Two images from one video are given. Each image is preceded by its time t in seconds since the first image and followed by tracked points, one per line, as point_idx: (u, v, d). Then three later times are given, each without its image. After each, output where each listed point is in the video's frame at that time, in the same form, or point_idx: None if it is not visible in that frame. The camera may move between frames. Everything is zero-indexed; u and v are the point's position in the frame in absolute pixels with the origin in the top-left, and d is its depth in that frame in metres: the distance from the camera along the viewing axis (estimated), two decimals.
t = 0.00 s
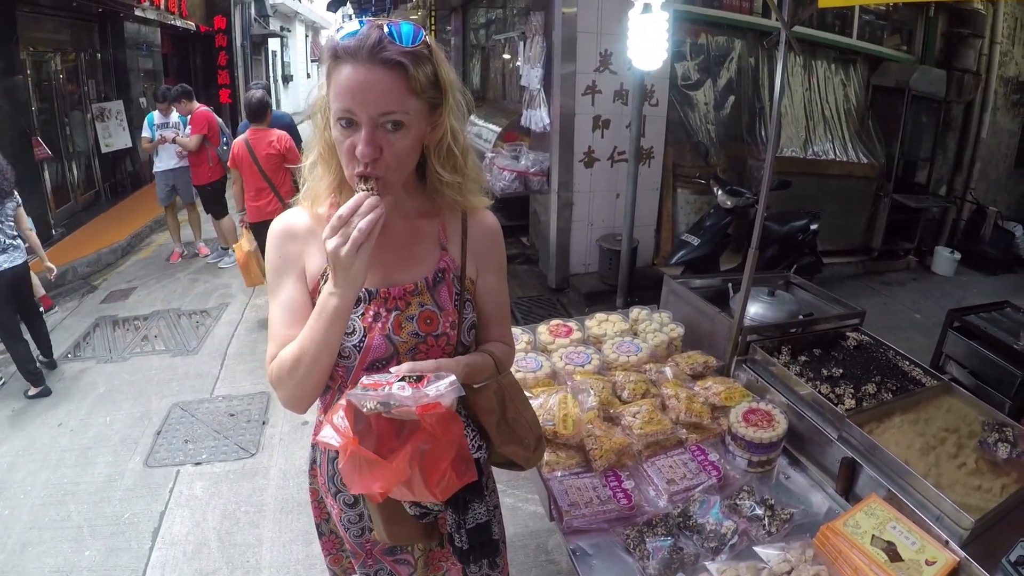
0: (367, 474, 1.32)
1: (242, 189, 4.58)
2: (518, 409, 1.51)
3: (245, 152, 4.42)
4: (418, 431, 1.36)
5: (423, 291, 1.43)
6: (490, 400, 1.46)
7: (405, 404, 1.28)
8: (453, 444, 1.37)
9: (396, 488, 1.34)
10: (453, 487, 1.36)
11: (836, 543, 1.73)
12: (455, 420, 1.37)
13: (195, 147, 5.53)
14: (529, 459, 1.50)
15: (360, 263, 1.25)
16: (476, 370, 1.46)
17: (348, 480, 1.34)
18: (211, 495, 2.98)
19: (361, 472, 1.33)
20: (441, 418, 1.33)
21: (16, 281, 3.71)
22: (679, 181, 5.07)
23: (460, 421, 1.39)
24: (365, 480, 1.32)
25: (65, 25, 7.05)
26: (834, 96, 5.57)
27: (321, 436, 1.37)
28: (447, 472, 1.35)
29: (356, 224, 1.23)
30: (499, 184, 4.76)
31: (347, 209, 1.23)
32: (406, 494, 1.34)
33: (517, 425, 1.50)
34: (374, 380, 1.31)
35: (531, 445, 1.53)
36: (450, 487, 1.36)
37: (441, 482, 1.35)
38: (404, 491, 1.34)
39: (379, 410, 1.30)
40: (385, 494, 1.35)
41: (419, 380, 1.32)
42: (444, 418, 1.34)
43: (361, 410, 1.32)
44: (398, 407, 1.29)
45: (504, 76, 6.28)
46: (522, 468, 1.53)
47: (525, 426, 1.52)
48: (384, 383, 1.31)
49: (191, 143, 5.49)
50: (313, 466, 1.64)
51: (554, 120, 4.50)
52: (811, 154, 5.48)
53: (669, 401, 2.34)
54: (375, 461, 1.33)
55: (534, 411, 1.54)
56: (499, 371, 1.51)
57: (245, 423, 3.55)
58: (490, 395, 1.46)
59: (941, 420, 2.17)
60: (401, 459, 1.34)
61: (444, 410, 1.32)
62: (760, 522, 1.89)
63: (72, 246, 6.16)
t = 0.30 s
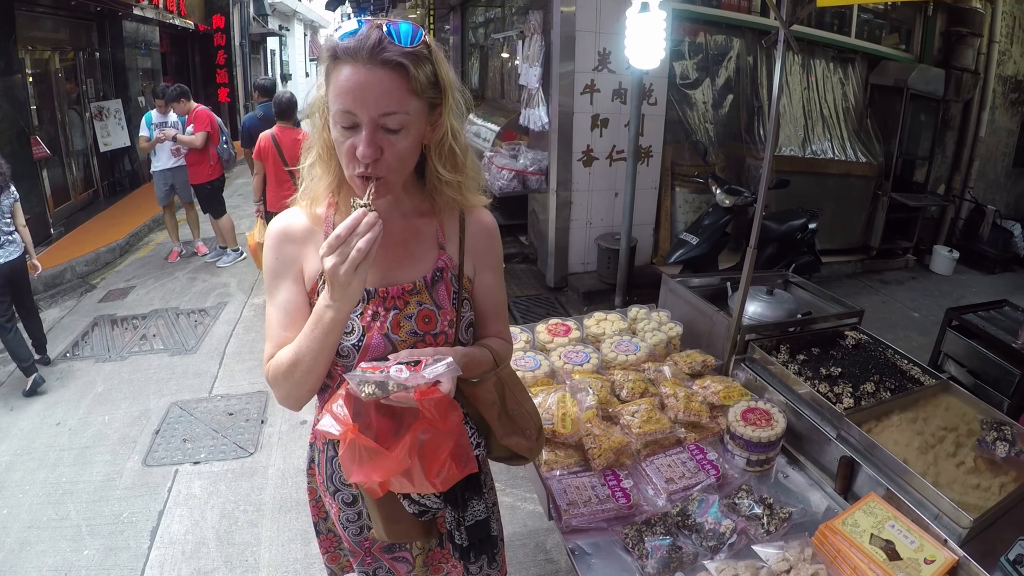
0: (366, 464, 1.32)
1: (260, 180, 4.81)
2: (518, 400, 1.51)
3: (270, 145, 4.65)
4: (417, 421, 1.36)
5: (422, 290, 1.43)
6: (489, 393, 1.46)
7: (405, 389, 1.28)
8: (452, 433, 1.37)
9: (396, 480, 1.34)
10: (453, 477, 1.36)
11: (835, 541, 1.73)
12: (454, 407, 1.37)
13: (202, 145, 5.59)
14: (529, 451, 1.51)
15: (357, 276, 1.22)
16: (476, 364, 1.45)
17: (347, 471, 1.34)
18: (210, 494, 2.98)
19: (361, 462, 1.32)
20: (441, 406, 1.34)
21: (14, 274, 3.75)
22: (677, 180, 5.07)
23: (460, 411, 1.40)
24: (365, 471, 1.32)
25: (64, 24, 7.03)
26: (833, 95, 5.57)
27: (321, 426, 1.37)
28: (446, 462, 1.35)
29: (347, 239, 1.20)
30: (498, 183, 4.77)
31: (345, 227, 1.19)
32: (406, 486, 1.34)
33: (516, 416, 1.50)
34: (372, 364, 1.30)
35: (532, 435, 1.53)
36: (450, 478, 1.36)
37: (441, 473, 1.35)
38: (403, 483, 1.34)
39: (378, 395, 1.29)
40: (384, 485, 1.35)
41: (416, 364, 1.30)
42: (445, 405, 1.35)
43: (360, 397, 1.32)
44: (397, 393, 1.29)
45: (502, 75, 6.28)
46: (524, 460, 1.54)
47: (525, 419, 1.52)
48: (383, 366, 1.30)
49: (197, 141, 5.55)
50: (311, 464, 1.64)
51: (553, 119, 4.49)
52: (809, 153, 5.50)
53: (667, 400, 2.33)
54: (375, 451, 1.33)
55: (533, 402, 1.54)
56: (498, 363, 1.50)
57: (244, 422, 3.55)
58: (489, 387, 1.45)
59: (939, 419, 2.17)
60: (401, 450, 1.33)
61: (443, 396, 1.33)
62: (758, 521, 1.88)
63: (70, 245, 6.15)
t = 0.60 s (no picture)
0: (371, 469, 1.32)
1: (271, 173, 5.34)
2: (518, 400, 1.51)
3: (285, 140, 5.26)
4: (421, 423, 1.35)
5: (421, 289, 1.43)
6: (489, 391, 1.46)
7: (413, 395, 1.28)
8: (457, 434, 1.37)
9: (401, 483, 1.33)
10: (459, 477, 1.35)
11: (835, 540, 1.74)
12: (459, 409, 1.37)
13: (211, 147, 5.60)
14: (531, 449, 1.51)
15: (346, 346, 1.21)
16: (476, 363, 1.45)
17: (352, 476, 1.34)
18: (211, 494, 2.98)
19: (368, 467, 1.32)
20: (447, 407, 1.34)
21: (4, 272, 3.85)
22: (676, 179, 5.07)
23: (464, 411, 1.40)
24: (371, 475, 1.32)
25: (63, 25, 7.03)
26: (832, 94, 5.58)
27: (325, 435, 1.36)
28: (452, 463, 1.35)
29: (322, 328, 1.17)
30: (498, 183, 4.78)
31: (328, 318, 1.17)
32: (411, 489, 1.33)
33: (517, 416, 1.50)
34: (381, 374, 1.31)
35: (532, 435, 1.53)
36: (455, 478, 1.35)
37: (446, 474, 1.34)
38: (409, 486, 1.33)
39: (388, 404, 1.30)
40: (389, 489, 1.34)
41: (425, 370, 1.31)
42: (449, 407, 1.34)
43: (367, 404, 1.31)
44: (405, 399, 1.29)
45: (501, 75, 6.28)
46: (525, 458, 1.53)
47: (525, 417, 1.52)
48: (392, 375, 1.31)
49: (207, 142, 5.55)
50: (311, 464, 1.64)
51: (552, 119, 4.49)
52: (809, 151, 5.50)
53: (667, 399, 2.33)
54: (380, 454, 1.32)
55: (533, 402, 1.54)
56: (497, 363, 1.51)
57: (244, 422, 3.55)
58: (490, 386, 1.46)
59: (939, 417, 2.17)
60: (406, 452, 1.32)
61: (449, 399, 1.32)
62: (759, 520, 1.88)
63: (71, 246, 6.15)
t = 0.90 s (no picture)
0: (373, 465, 1.31)
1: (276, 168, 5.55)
2: (519, 398, 1.51)
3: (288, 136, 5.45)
4: (422, 420, 1.35)
5: (422, 286, 1.43)
6: (490, 388, 1.46)
7: (416, 392, 1.29)
8: (458, 430, 1.37)
9: (403, 479, 1.33)
10: (460, 473, 1.35)
11: (836, 539, 1.74)
12: (461, 406, 1.38)
13: (214, 146, 5.62)
14: (531, 447, 1.50)
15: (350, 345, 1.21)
16: (476, 360, 1.45)
17: (353, 473, 1.33)
18: (211, 493, 2.98)
19: (370, 463, 1.31)
20: (450, 404, 1.34)
21: None
22: (677, 177, 5.07)
23: (466, 408, 1.41)
24: (372, 472, 1.31)
25: (63, 25, 7.03)
26: (833, 92, 5.57)
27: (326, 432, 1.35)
28: (454, 459, 1.35)
29: (326, 332, 1.17)
30: (498, 181, 4.79)
31: (330, 323, 1.17)
32: (412, 485, 1.33)
33: (517, 413, 1.50)
34: (385, 371, 1.32)
35: (533, 432, 1.53)
36: (457, 474, 1.35)
37: (448, 470, 1.35)
38: (410, 482, 1.33)
39: (391, 401, 1.30)
40: (391, 486, 1.34)
41: (430, 368, 1.31)
42: (452, 404, 1.35)
43: (370, 402, 1.31)
44: (408, 396, 1.30)
45: (501, 74, 6.27)
46: (525, 456, 1.53)
47: (526, 415, 1.52)
48: (397, 372, 1.31)
49: (210, 141, 5.57)
50: (312, 462, 1.64)
51: (553, 117, 4.49)
52: (810, 150, 5.49)
53: (668, 397, 2.33)
54: (381, 451, 1.32)
55: (534, 399, 1.55)
56: (498, 360, 1.51)
57: (244, 421, 3.55)
58: (490, 383, 1.46)
59: (940, 416, 2.17)
60: (408, 449, 1.32)
61: (452, 395, 1.33)
62: (760, 518, 1.88)
63: (72, 245, 6.15)
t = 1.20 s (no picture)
0: (374, 463, 1.31)
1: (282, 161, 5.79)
2: (520, 398, 1.51)
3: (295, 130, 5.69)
4: (422, 420, 1.34)
5: (423, 283, 1.43)
6: (491, 387, 1.46)
7: (416, 393, 1.29)
8: (459, 430, 1.36)
9: (403, 478, 1.33)
10: (461, 473, 1.35)
11: (838, 537, 1.73)
12: (462, 406, 1.37)
13: (216, 144, 5.62)
14: (531, 447, 1.50)
15: (351, 339, 1.20)
16: (478, 360, 1.44)
17: (354, 470, 1.33)
18: (212, 491, 2.97)
19: (370, 461, 1.32)
20: (450, 405, 1.34)
21: None
22: (678, 176, 5.06)
23: (467, 408, 1.40)
24: (373, 470, 1.31)
25: (64, 23, 7.02)
26: (834, 91, 5.56)
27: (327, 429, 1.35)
28: (454, 459, 1.35)
29: (329, 330, 1.16)
30: (499, 180, 4.81)
31: (332, 321, 1.16)
32: (413, 484, 1.33)
33: (517, 413, 1.50)
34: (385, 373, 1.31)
35: (533, 432, 1.53)
36: (458, 474, 1.35)
37: (449, 469, 1.34)
38: (411, 481, 1.33)
39: (391, 402, 1.30)
40: (391, 484, 1.34)
41: (429, 369, 1.31)
42: (452, 404, 1.34)
43: (370, 402, 1.31)
44: (408, 397, 1.29)
45: (502, 72, 6.26)
46: (524, 457, 1.53)
47: (526, 414, 1.52)
48: (396, 374, 1.30)
49: (212, 139, 5.56)
50: (312, 460, 1.64)
51: (553, 116, 4.48)
52: (811, 148, 5.48)
53: (670, 396, 2.33)
54: (382, 450, 1.32)
55: (535, 399, 1.55)
56: (500, 359, 1.50)
57: (245, 419, 3.55)
58: (491, 383, 1.46)
59: (942, 415, 2.17)
60: (408, 448, 1.32)
61: (452, 396, 1.33)
62: (761, 517, 1.88)
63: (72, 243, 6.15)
